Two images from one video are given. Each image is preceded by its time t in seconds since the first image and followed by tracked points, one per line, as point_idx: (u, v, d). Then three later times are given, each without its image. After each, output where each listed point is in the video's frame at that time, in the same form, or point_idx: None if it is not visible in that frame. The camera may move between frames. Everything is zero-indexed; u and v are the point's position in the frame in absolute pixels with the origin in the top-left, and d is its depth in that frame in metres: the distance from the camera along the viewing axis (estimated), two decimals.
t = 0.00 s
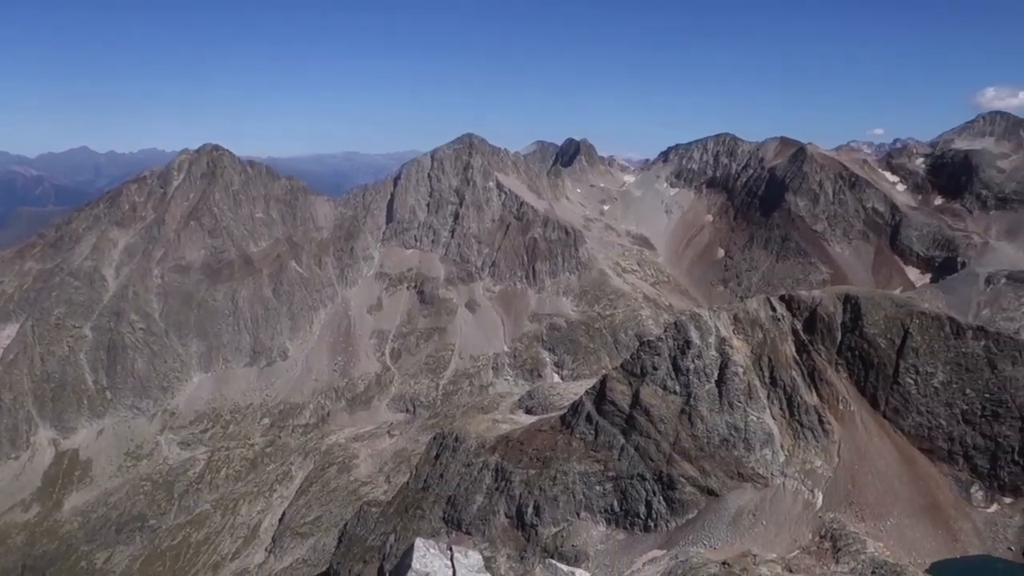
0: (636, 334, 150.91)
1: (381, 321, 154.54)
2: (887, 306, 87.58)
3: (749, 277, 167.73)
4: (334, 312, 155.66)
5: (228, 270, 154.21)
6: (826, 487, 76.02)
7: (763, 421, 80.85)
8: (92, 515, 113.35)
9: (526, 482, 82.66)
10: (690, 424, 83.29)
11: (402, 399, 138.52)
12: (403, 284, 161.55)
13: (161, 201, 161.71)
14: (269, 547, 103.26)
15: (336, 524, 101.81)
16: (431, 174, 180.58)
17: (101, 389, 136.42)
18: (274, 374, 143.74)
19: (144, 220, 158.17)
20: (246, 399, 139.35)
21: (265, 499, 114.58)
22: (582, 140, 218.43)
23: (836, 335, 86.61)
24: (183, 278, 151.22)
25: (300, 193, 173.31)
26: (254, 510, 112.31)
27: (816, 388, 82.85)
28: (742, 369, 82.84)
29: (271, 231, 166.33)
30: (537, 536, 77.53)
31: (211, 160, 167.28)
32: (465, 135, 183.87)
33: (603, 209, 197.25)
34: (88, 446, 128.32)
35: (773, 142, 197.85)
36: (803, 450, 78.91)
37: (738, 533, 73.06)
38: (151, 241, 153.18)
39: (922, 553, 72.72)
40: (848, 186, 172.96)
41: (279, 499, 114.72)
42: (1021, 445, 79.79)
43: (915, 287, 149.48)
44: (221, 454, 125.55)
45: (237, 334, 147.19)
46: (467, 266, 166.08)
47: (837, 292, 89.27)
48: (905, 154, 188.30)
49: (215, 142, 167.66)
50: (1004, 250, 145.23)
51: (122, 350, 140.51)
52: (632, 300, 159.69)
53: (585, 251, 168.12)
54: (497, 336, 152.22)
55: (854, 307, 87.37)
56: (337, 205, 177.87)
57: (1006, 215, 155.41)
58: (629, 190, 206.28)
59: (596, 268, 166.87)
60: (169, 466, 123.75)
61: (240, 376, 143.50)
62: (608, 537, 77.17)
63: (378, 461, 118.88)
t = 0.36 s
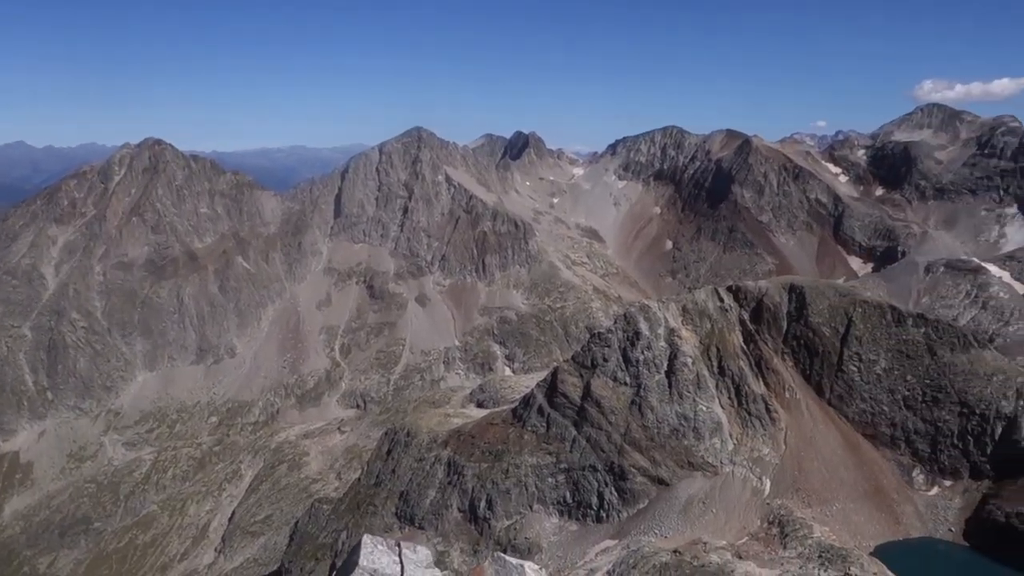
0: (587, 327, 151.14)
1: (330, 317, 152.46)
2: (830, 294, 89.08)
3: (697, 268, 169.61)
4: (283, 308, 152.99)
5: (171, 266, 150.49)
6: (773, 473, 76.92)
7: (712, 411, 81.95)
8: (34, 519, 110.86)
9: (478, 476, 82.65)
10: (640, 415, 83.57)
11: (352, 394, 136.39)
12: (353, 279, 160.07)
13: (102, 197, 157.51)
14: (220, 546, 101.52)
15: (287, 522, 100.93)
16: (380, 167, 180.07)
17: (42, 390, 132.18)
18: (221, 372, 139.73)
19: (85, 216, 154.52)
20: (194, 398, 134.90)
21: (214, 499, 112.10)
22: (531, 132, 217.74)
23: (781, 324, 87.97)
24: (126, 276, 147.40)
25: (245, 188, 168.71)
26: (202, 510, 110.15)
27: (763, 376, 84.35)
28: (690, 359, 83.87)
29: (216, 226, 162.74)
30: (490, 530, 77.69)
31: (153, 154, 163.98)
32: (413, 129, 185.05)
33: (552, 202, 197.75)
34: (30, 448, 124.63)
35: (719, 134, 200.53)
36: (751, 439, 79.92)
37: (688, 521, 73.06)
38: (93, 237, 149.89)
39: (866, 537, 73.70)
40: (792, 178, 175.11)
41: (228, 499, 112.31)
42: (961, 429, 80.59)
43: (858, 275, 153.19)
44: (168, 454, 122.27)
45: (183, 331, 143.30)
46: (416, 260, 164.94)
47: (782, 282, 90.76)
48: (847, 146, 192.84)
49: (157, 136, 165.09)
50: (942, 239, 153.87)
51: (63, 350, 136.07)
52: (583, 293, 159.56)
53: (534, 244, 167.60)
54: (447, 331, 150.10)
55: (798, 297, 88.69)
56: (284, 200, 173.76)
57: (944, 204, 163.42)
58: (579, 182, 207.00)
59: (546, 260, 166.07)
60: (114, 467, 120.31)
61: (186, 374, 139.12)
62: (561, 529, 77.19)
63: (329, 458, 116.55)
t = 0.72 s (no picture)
0: (536, 325, 146.99)
1: (275, 317, 147.58)
2: (773, 290, 90.88)
3: (642, 266, 169.67)
4: (227, 308, 147.51)
5: (111, 266, 144.97)
6: (719, 467, 77.81)
7: (658, 406, 82.64)
8: None
9: (428, 474, 82.43)
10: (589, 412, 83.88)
11: (300, 394, 131.41)
12: (298, 278, 155.60)
13: (39, 195, 153.81)
14: (165, 551, 95.43)
15: (233, 524, 95.30)
16: (325, 165, 177.47)
17: None
18: (164, 373, 134.82)
19: (20, 215, 150.54)
20: (136, 399, 130.19)
21: (157, 503, 106.34)
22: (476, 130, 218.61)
23: (725, 319, 89.51)
24: (63, 275, 141.72)
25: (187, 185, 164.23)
26: (146, 514, 104.12)
27: (708, 371, 85.65)
28: (637, 355, 84.40)
29: (157, 225, 157.47)
30: (439, 528, 77.39)
31: (92, 151, 159.64)
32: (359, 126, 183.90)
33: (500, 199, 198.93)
34: None
35: (664, 132, 203.27)
36: (697, 433, 80.98)
37: (636, 514, 73.26)
38: (28, 236, 144.28)
39: (809, 527, 74.65)
40: (735, 175, 177.53)
41: (172, 503, 106.57)
42: (899, 420, 83.09)
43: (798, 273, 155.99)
44: (109, 457, 116.90)
45: (125, 332, 137.76)
46: (363, 258, 162.08)
47: (727, 279, 92.55)
48: (787, 144, 196.16)
49: (96, 133, 161.22)
50: (878, 235, 156.75)
51: None
52: (530, 291, 156.01)
53: (482, 242, 165.62)
54: (396, 329, 146.63)
55: (742, 293, 90.52)
56: (228, 198, 169.63)
57: (881, 201, 166.94)
58: (527, 179, 208.91)
59: (494, 258, 164.25)
60: (52, 473, 114.62)
61: (128, 375, 134.19)
62: (509, 526, 77.05)
63: (275, 459, 110.63)
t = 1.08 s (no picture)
0: (482, 326, 141.14)
1: (218, 320, 138.43)
2: (717, 290, 92.84)
3: (589, 267, 169.62)
4: (168, 312, 137.25)
5: (47, 270, 133.24)
6: (665, 466, 79.44)
7: (605, 406, 83.07)
8: None
9: (374, 478, 80.19)
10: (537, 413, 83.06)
11: (243, 399, 124.43)
12: (242, 281, 146.00)
13: None
14: (103, 563, 86.78)
15: (176, 532, 86.43)
16: (269, 167, 163.34)
17: None
18: (103, 379, 125.72)
19: None
20: (73, 407, 121.27)
21: (97, 512, 97.96)
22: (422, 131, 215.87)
23: (670, 320, 91.28)
24: None
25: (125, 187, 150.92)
26: (84, 525, 95.71)
27: (653, 372, 87.41)
28: (583, 356, 85.08)
29: (95, 228, 144.69)
30: (387, 532, 76.25)
31: (26, 151, 146.43)
32: (303, 127, 169.49)
33: (446, 202, 192.42)
34: None
35: (609, 134, 204.03)
36: (643, 433, 82.29)
37: (584, 516, 74.34)
38: None
39: (753, 525, 76.04)
40: (679, 177, 179.83)
41: (112, 512, 97.97)
42: (838, 418, 84.92)
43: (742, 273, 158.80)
44: (45, 467, 108.41)
45: (61, 338, 127.34)
46: (307, 260, 152.36)
47: (672, 280, 94.60)
48: (730, 146, 198.26)
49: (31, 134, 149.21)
50: (819, 237, 158.62)
51: None
52: (477, 293, 149.47)
53: (428, 243, 157.81)
54: (341, 331, 138.78)
55: (687, 293, 92.49)
56: (168, 199, 155.64)
57: (822, 203, 170.75)
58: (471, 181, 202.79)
59: (441, 260, 156.12)
60: None
61: (65, 383, 124.62)
62: (458, 528, 76.80)
63: (220, 466, 101.79)
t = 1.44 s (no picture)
0: (432, 331, 141.76)
1: (163, 326, 134.15)
2: (665, 295, 94.02)
3: (538, 271, 169.88)
4: (110, 318, 132.39)
5: None
6: (615, 470, 79.99)
7: (555, 410, 83.44)
8: None
9: (323, 485, 78.99)
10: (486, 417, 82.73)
11: (189, 406, 121.02)
12: (187, 286, 141.66)
13: None
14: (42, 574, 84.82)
15: (119, 543, 83.62)
16: (214, 170, 158.27)
17: None
18: (42, 387, 120.73)
19: None
20: (9, 417, 116.09)
21: (36, 523, 95.45)
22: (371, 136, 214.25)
23: (619, 324, 92.11)
24: None
25: (66, 189, 146.99)
26: (22, 537, 93.36)
27: (603, 376, 87.94)
28: (534, 361, 85.25)
29: (35, 232, 139.60)
30: (336, 540, 75.43)
31: None
32: (250, 130, 164.99)
33: (395, 206, 190.26)
34: None
35: (558, 140, 206.28)
36: (593, 437, 82.77)
37: (534, 521, 74.36)
38: None
39: (701, 527, 77.06)
40: (628, 183, 181.36)
41: (52, 523, 95.32)
42: (784, 420, 86.28)
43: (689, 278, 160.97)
44: None
45: None
46: (255, 266, 148.98)
47: (620, 284, 95.47)
48: (677, 152, 200.74)
49: None
50: (764, 242, 161.43)
51: None
52: (427, 298, 150.21)
53: (377, 248, 158.14)
54: (290, 337, 136.78)
55: (635, 297, 93.47)
56: (111, 203, 150.72)
57: (766, 208, 173.62)
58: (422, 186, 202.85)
59: (390, 265, 156.83)
60: None
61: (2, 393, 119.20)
62: (408, 535, 75.96)
63: (164, 474, 97.93)
